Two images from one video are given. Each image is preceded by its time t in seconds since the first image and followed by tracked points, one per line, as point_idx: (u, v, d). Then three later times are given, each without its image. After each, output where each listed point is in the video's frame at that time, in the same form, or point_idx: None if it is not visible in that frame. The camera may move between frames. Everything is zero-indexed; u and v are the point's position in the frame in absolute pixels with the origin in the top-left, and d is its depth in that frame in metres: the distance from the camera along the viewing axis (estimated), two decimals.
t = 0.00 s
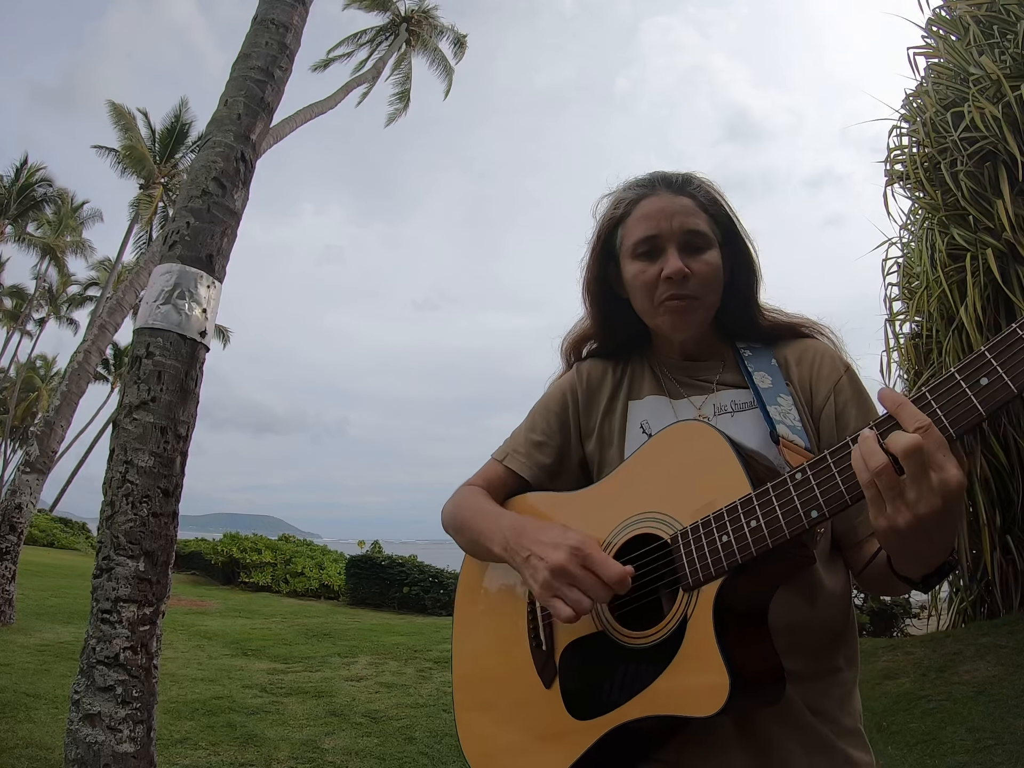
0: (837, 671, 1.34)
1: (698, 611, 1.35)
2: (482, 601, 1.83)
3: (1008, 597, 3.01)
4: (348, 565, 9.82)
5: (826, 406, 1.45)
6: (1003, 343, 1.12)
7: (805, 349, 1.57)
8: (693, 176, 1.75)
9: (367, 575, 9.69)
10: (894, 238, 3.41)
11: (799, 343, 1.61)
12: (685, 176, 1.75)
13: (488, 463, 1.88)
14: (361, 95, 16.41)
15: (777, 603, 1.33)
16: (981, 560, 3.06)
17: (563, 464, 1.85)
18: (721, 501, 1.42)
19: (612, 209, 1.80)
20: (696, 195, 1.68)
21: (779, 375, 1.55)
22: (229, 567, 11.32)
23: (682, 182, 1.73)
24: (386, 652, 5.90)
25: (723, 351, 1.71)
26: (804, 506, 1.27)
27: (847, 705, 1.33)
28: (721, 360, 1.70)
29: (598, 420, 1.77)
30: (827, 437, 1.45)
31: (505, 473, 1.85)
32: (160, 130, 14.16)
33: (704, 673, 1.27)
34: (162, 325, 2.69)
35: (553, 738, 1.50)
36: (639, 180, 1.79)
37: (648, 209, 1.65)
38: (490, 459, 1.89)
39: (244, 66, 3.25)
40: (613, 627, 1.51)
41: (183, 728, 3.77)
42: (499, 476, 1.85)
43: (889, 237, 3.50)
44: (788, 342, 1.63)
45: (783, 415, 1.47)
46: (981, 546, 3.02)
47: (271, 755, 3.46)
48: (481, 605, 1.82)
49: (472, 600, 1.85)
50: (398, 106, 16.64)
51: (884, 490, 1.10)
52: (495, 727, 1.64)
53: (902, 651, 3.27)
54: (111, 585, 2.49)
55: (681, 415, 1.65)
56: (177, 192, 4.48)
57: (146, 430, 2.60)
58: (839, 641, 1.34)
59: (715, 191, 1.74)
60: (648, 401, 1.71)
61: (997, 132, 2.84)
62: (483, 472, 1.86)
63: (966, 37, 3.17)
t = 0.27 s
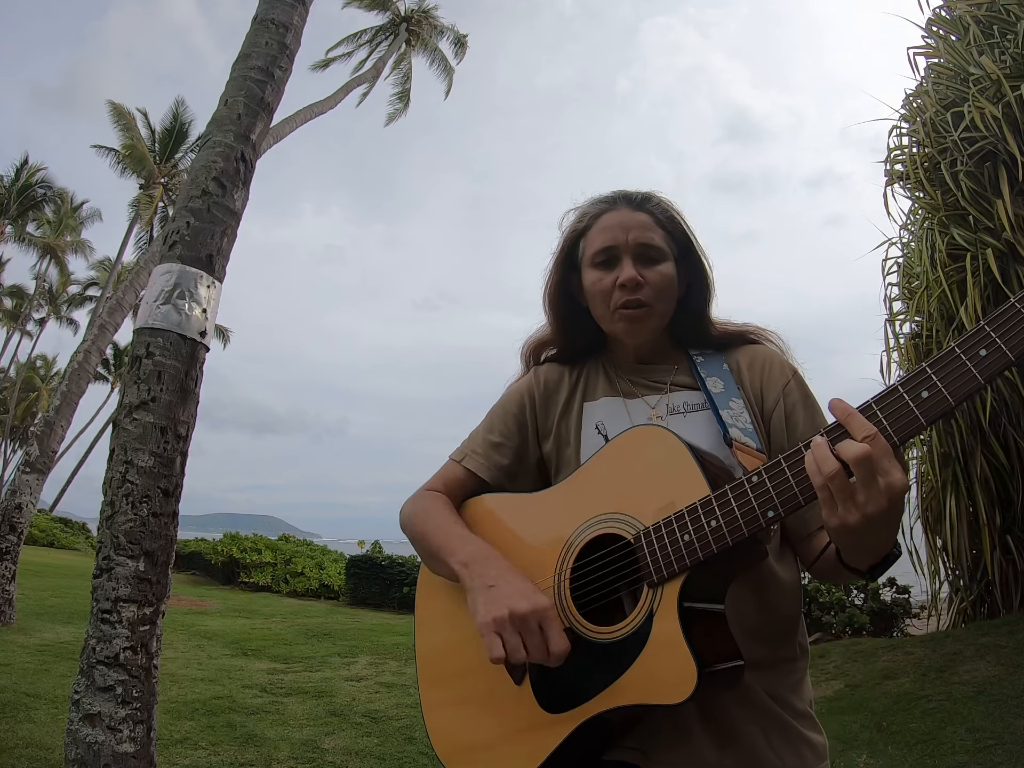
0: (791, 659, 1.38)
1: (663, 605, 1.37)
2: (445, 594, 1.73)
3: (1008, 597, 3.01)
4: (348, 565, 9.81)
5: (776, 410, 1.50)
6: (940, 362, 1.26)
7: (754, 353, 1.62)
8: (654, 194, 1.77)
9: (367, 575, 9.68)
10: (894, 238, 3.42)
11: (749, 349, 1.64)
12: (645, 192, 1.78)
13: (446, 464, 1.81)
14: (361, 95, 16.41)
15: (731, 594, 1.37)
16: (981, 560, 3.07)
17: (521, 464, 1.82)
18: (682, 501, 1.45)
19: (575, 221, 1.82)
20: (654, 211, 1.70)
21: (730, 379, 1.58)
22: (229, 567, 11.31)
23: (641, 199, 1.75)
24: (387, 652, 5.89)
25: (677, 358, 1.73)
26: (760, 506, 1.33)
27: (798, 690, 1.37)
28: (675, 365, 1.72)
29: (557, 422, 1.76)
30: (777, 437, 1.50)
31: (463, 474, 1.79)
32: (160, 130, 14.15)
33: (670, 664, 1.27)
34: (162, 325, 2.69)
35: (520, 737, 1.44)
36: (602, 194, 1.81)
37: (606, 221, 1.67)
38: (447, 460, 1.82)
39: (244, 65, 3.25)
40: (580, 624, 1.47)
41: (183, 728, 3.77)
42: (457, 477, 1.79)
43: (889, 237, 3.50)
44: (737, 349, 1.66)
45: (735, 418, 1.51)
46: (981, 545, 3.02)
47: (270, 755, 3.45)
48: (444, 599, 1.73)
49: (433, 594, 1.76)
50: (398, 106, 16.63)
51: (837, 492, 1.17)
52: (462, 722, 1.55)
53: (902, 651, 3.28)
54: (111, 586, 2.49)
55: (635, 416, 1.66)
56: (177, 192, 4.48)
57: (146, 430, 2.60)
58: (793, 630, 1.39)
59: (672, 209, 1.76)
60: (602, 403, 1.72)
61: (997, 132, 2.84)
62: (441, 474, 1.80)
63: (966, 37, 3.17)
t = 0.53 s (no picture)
0: (770, 655, 1.37)
1: (633, 604, 1.40)
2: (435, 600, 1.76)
3: (1008, 597, 3.00)
4: (347, 565, 9.81)
5: (747, 415, 1.48)
6: (887, 359, 1.26)
7: (727, 360, 1.59)
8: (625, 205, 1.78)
9: (367, 575, 9.68)
10: (894, 238, 3.42)
11: (721, 356, 1.62)
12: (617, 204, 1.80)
13: (434, 478, 1.85)
14: (361, 95, 16.40)
15: (704, 592, 1.38)
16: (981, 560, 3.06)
17: (505, 476, 1.84)
18: (648, 504, 1.47)
19: (551, 236, 1.87)
20: (624, 223, 1.72)
21: (701, 386, 1.58)
22: (229, 567, 11.32)
23: (611, 210, 1.77)
24: (387, 652, 5.89)
25: (651, 367, 1.73)
26: (719, 507, 1.33)
27: (777, 685, 1.36)
28: (650, 374, 1.71)
29: (537, 434, 1.78)
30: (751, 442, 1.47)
31: (449, 487, 1.82)
32: (160, 130, 14.15)
33: (641, 659, 1.30)
34: (162, 325, 2.69)
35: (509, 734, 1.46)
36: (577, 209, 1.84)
37: (575, 235, 1.71)
38: (435, 474, 1.86)
39: (244, 66, 3.25)
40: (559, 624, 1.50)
41: (183, 728, 3.77)
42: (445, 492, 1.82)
43: (889, 237, 3.49)
44: (710, 357, 1.65)
45: (705, 424, 1.50)
46: (981, 545, 3.02)
47: (270, 755, 3.46)
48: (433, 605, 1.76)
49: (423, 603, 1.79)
50: (397, 106, 16.63)
51: (789, 492, 1.14)
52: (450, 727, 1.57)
53: (903, 651, 3.27)
54: (111, 585, 2.49)
55: (611, 425, 1.67)
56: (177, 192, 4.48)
57: (146, 430, 2.60)
58: (771, 626, 1.37)
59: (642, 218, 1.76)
60: (580, 413, 1.74)
61: (997, 132, 2.84)
62: (428, 488, 1.83)
63: (966, 37, 3.17)
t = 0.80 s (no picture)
0: (759, 662, 1.33)
1: (605, 616, 1.41)
2: (435, 605, 1.84)
3: (1008, 597, 3.00)
4: (347, 565, 9.81)
5: (737, 429, 1.46)
6: (854, 376, 1.24)
7: (720, 373, 1.58)
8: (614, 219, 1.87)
9: (367, 575, 9.68)
10: (894, 238, 3.42)
11: (716, 369, 1.61)
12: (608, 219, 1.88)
13: (435, 488, 1.88)
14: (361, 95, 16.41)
15: (687, 600, 1.36)
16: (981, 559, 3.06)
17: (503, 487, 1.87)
18: (624, 518, 1.47)
19: (545, 250, 1.93)
20: (617, 231, 1.82)
21: (693, 399, 1.56)
22: (229, 567, 11.32)
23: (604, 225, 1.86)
24: (387, 651, 5.89)
25: (648, 376, 1.73)
26: (686, 523, 1.32)
27: (768, 692, 1.32)
28: (646, 385, 1.70)
29: (533, 447, 1.80)
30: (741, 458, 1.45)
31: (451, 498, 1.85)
32: (160, 130, 14.16)
33: (612, 670, 1.32)
34: (162, 324, 2.69)
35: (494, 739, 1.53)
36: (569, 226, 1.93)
37: (574, 241, 1.77)
38: (437, 484, 1.89)
39: (244, 65, 3.25)
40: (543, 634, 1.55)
41: (183, 728, 3.77)
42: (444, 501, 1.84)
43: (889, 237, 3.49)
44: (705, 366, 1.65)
45: (691, 436, 1.49)
46: (981, 545, 3.02)
47: (270, 755, 3.45)
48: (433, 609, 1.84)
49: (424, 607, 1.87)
50: (397, 106, 16.64)
51: (748, 507, 1.12)
52: (447, 726, 1.65)
53: (903, 652, 3.27)
54: (111, 585, 2.49)
55: (603, 438, 1.67)
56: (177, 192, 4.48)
57: (146, 430, 2.60)
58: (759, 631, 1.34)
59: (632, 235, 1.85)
60: (574, 425, 1.74)
61: (997, 132, 2.84)
62: (431, 497, 1.87)
63: (966, 37, 3.17)
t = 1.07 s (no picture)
0: (757, 660, 1.33)
1: (597, 609, 1.40)
2: (433, 603, 1.85)
3: (1008, 597, 3.01)
4: (348, 565, 9.81)
5: (732, 423, 1.46)
6: (841, 361, 1.22)
7: (716, 368, 1.58)
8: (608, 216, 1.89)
9: (367, 575, 9.68)
10: (894, 238, 3.42)
11: (711, 364, 1.61)
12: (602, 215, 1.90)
13: (433, 486, 1.90)
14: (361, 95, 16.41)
15: (684, 595, 1.36)
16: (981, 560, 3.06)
17: (500, 484, 1.88)
18: (615, 509, 1.47)
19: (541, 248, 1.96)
20: (609, 227, 1.83)
21: (687, 393, 1.56)
22: (229, 567, 11.32)
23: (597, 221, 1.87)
24: (387, 652, 5.89)
25: (641, 372, 1.73)
26: (675, 513, 1.30)
27: (766, 691, 1.32)
28: (640, 381, 1.70)
29: (529, 442, 1.80)
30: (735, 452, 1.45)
31: (447, 495, 1.87)
32: (160, 130, 14.15)
33: (604, 662, 1.31)
34: (162, 325, 2.69)
35: (489, 734, 1.53)
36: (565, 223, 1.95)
37: (565, 237, 1.81)
38: (435, 482, 1.91)
39: (244, 65, 3.25)
40: (536, 626, 1.55)
41: (183, 728, 3.77)
42: (442, 498, 1.87)
43: (889, 238, 3.50)
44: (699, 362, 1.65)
45: (685, 429, 1.49)
46: (981, 545, 3.02)
47: (270, 755, 3.46)
48: (432, 606, 1.85)
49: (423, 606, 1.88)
50: (398, 106, 16.64)
51: (734, 495, 1.12)
52: (446, 724, 1.65)
53: (902, 652, 3.27)
54: (111, 585, 2.49)
55: (599, 432, 1.66)
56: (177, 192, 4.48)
57: (146, 430, 2.60)
58: (758, 630, 1.34)
59: (623, 230, 1.84)
60: (571, 422, 1.73)
61: (997, 132, 2.84)
62: (429, 495, 1.88)
63: (966, 37, 3.17)
